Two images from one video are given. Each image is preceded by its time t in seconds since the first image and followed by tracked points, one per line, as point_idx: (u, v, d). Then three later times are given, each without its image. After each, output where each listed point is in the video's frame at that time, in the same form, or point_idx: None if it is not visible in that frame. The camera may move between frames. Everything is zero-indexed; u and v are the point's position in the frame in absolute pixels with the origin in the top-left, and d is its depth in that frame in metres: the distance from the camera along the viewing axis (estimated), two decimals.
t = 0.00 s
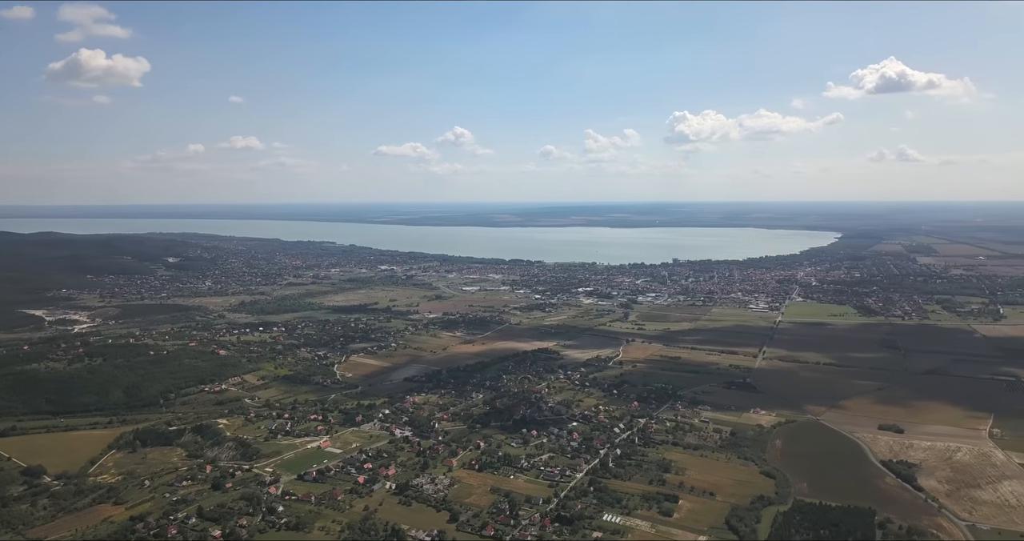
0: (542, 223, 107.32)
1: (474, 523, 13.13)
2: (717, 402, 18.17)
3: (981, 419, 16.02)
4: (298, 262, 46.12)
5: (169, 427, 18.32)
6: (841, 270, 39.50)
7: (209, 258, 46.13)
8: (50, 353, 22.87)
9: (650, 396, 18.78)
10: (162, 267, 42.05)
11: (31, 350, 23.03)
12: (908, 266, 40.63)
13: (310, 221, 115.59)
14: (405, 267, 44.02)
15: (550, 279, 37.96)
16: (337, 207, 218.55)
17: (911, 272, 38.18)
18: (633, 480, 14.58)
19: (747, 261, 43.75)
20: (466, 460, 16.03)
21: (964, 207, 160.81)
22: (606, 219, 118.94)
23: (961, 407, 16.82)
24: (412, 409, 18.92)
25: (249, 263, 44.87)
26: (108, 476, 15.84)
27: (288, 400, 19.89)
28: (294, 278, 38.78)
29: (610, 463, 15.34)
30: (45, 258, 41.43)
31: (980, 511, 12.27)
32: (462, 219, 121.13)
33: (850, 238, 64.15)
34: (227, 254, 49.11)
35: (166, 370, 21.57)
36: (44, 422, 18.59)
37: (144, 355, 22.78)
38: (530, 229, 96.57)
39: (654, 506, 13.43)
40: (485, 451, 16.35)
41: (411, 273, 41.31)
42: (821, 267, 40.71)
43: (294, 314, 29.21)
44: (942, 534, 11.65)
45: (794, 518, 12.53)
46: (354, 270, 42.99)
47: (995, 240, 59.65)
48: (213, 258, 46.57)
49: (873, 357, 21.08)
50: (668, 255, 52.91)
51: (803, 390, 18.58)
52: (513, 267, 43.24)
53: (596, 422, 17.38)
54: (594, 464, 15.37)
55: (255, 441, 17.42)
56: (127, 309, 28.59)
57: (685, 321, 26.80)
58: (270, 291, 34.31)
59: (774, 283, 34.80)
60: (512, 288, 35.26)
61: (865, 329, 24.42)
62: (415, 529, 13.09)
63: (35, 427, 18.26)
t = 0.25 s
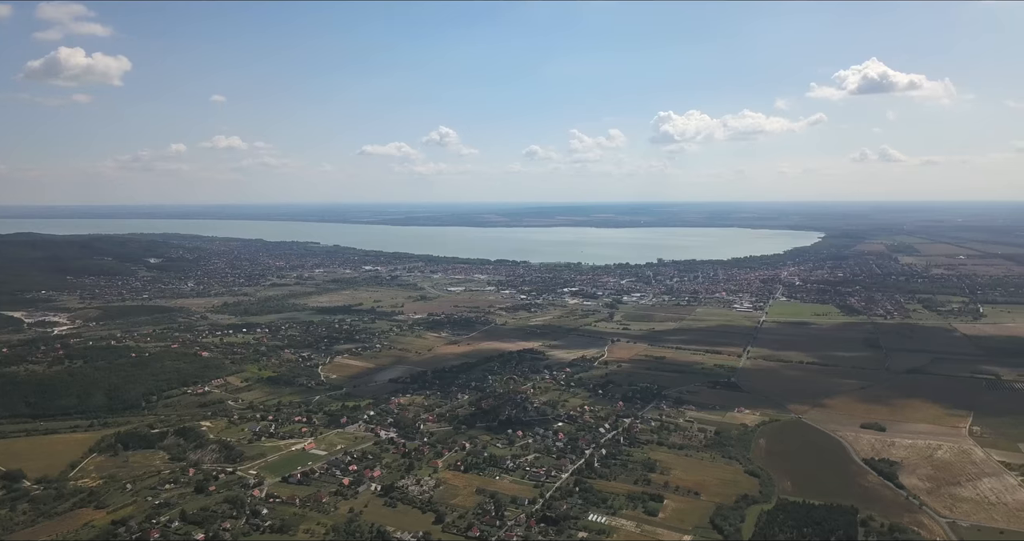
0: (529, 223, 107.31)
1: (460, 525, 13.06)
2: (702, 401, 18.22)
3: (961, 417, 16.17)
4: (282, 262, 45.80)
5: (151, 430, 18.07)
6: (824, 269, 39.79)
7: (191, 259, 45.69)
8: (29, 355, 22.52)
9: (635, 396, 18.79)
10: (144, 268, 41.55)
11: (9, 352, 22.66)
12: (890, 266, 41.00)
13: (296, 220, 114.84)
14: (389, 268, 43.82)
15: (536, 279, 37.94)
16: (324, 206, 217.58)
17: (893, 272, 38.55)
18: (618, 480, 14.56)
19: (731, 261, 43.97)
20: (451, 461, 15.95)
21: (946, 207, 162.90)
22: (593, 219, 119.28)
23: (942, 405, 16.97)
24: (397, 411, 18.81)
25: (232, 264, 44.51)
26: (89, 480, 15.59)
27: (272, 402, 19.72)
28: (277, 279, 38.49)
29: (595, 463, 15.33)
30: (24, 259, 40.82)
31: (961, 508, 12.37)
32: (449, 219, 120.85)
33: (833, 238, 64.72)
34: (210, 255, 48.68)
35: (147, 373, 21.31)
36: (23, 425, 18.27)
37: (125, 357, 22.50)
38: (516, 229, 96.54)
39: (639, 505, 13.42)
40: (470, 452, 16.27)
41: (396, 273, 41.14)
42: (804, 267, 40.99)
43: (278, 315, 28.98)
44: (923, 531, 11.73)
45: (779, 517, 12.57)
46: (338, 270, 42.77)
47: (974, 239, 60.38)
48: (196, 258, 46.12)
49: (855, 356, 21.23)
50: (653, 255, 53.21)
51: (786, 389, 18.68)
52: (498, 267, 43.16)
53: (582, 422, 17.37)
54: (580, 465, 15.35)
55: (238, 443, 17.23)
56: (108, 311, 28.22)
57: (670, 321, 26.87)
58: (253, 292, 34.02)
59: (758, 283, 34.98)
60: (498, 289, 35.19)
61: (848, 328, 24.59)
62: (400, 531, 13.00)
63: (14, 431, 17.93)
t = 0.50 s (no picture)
0: (517, 224, 107.41)
1: (447, 526, 13.00)
2: (688, 401, 18.27)
3: (943, 415, 16.32)
4: (267, 263, 45.55)
5: (135, 433, 17.83)
6: (808, 269, 40.08)
7: (175, 260, 45.35)
8: (10, 358, 22.22)
9: (621, 396, 18.82)
10: (127, 269, 41.17)
11: None
12: (873, 265, 41.38)
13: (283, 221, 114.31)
14: (376, 269, 43.68)
15: (522, 280, 37.96)
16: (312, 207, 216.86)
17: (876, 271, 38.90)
18: (605, 480, 14.57)
19: (717, 261, 44.22)
20: (438, 462, 15.89)
21: (929, 206, 164.85)
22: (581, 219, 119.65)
23: (924, 403, 17.12)
24: (384, 412, 18.73)
25: (217, 265, 44.21)
26: (71, 484, 15.35)
27: (257, 404, 19.58)
28: (263, 280, 38.27)
29: (582, 464, 15.32)
30: (5, 261, 40.29)
31: (943, 505, 12.47)
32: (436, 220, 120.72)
33: (817, 238, 65.27)
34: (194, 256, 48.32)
35: (131, 375, 21.08)
36: (4, 428, 17.98)
37: (109, 360, 22.24)
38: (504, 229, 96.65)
39: (626, 506, 13.42)
40: (457, 453, 16.22)
41: (382, 274, 41.02)
42: (789, 266, 41.28)
43: (264, 317, 28.80)
44: (906, 528, 11.81)
45: (765, 516, 12.60)
46: (324, 271, 42.60)
47: (955, 239, 61.15)
48: (180, 260, 45.76)
49: (839, 355, 21.38)
50: (638, 254, 53.52)
51: (771, 389, 18.77)
52: (485, 268, 43.15)
53: (568, 423, 17.37)
54: (567, 465, 15.34)
55: (224, 446, 17.07)
56: (90, 313, 27.91)
57: (656, 321, 26.96)
58: (238, 293, 33.79)
59: (743, 283, 35.20)
60: (484, 290, 35.16)
61: (831, 327, 24.76)
62: (387, 533, 12.92)
63: None
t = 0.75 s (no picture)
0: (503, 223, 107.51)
1: (433, 527, 12.93)
2: (673, 401, 18.33)
3: (924, 413, 16.47)
4: (251, 264, 45.25)
5: (117, 436, 17.58)
6: (792, 268, 40.37)
7: (158, 261, 44.90)
8: None
9: (607, 396, 18.84)
10: (109, 270, 40.71)
11: None
12: (855, 265, 41.76)
13: (269, 221, 113.58)
14: (360, 269, 43.48)
15: (507, 280, 37.96)
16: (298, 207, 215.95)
17: (859, 270, 39.25)
18: (591, 480, 14.57)
19: (702, 261, 44.42)
20: (424, 464, 15.82)
21: (912, 206, 166.88)
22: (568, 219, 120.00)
23: (906, 401, 17.27)
24: (369, 413, 18.64)
25: (199, 265, 43.83)
26: (52, 488, 15.10)
27: (241, 406, 19.43)
28: (247, 281, 38.00)
29: (568, 464, 15.31)
30: None
31: (925, 503, 12.57)
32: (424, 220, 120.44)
33: (800, 237, 65.81)
34: (177, 256, 47.89)
35: (113, 378, 20.83)
36: None
37: (90, 362, 21.96)
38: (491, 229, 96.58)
39: (612, 505, 13.43)
40: (443, 454, 16.17)
41: (367, 275, 40.86)
42: (773, 266, 41.56)
43: (247, 318, 28.58)
44: (888, 526, 11.89)
45: (750, 515, 12.64)
46: (308, 272, 42.37)
47: (935, 238, 61.90)
48: (162, 260, 45.33)
49: (821, 354, 21.53)
50: (623, 254, 53.85)
51: (755, 388, 18.86)
52: (470, 268, 43.09)
53: (554, 423, 17.37)
54: (552, 465, 15.33)
55: (207, 449, 16.89)
56: (70, 314, 27.56)
57: (641, 321, 27.03)
58: (222, 294, 33.52)
59: (726, 282, 35.39)
60: (470, 290, 35.11)
61: (814, 327, 24.94)
62: (373, 534, 12.83)
63: None
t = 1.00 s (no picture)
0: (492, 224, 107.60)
1: (421, 529, 12.87)
2: (660, 401, 18.36)
3: (908, 411, 16.59)
4: (237, 265, 44.96)
5: (102, 439, 17.37)
6: (778, 268, 40.61)
7: (143, 262, 44.54)
8: None
9: (594, 396, 18.85)
10: (93, 271, 40.33)
11: None
12: (841, 264, 42.06)
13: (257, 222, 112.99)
14: (347, 270, 43.33)
15: (495, 280, 37.93)
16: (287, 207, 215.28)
17: (843, 270, 39.52)
18: (578, 480, 14.56)
19: (689, 261, 44.59)
20: (412, 465, 15.76)
21: (897, 207, 168.68)
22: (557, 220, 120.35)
23: (890, 400, 17.39)
24: (356, 415, 18.56)
25: (185, 267, 43.49)
26: (35, 492, 14.88)
27: (228, 408, 19.28)
28: (233, 282, 37.76)
29: (556, 465, 15.30)
30: None
31: (909, 501, 12.65)
32: (413, 220, 120.23)
33: (786, 237, 66.22)
34: (162, 257, 47.51)
35: (97, 380, 20.60)
36: None
37: (74, 365, 21.72)
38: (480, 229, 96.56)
39: (600, 506, 13.42)
40: (431, 455, 16.11)
41: (354, 275, 40.71)
42: (759, 266, 41.78)
43: (233, 319, 28.39)
44: (873, 524, 11.95)
45: (736, 514, 12.66)
46: (295, 272, 42.17)
47: (919, 238, 62.49)
48: (147, 261, 44.95)
49: (807, 354, 21.65)
50: (609, 254, 54.30)
51: (742, 387, 18.92)
52: (457, 268, 43.02)
53: (542, 423, 17.35)
54: (540, 466, 15.31)
55: (193, 451, 16.74)
56: (53, 316, 27.25)
57: (628, 321, 27.09)
58: (208, 296, 33.28)
59: (713, 282, 35.52)
60: (457, 290, 35.06)
61: (799, 326, 25.07)
62: (360, 536, 12.75)
63: None
